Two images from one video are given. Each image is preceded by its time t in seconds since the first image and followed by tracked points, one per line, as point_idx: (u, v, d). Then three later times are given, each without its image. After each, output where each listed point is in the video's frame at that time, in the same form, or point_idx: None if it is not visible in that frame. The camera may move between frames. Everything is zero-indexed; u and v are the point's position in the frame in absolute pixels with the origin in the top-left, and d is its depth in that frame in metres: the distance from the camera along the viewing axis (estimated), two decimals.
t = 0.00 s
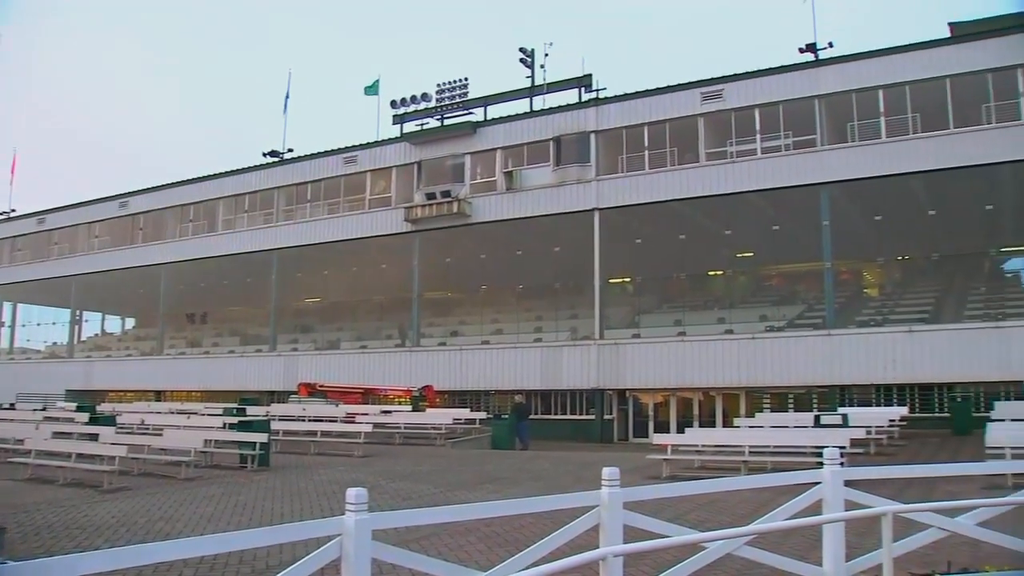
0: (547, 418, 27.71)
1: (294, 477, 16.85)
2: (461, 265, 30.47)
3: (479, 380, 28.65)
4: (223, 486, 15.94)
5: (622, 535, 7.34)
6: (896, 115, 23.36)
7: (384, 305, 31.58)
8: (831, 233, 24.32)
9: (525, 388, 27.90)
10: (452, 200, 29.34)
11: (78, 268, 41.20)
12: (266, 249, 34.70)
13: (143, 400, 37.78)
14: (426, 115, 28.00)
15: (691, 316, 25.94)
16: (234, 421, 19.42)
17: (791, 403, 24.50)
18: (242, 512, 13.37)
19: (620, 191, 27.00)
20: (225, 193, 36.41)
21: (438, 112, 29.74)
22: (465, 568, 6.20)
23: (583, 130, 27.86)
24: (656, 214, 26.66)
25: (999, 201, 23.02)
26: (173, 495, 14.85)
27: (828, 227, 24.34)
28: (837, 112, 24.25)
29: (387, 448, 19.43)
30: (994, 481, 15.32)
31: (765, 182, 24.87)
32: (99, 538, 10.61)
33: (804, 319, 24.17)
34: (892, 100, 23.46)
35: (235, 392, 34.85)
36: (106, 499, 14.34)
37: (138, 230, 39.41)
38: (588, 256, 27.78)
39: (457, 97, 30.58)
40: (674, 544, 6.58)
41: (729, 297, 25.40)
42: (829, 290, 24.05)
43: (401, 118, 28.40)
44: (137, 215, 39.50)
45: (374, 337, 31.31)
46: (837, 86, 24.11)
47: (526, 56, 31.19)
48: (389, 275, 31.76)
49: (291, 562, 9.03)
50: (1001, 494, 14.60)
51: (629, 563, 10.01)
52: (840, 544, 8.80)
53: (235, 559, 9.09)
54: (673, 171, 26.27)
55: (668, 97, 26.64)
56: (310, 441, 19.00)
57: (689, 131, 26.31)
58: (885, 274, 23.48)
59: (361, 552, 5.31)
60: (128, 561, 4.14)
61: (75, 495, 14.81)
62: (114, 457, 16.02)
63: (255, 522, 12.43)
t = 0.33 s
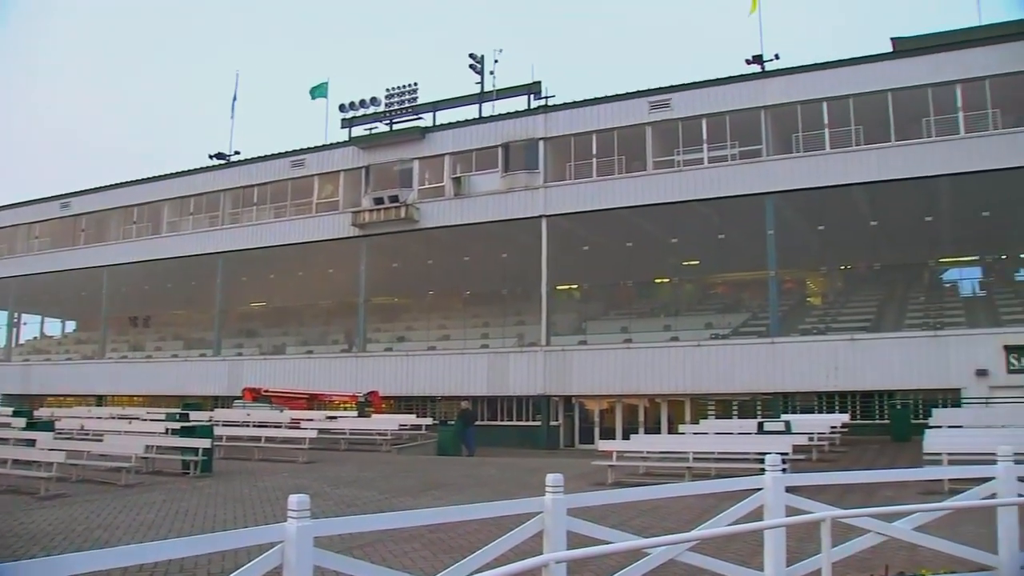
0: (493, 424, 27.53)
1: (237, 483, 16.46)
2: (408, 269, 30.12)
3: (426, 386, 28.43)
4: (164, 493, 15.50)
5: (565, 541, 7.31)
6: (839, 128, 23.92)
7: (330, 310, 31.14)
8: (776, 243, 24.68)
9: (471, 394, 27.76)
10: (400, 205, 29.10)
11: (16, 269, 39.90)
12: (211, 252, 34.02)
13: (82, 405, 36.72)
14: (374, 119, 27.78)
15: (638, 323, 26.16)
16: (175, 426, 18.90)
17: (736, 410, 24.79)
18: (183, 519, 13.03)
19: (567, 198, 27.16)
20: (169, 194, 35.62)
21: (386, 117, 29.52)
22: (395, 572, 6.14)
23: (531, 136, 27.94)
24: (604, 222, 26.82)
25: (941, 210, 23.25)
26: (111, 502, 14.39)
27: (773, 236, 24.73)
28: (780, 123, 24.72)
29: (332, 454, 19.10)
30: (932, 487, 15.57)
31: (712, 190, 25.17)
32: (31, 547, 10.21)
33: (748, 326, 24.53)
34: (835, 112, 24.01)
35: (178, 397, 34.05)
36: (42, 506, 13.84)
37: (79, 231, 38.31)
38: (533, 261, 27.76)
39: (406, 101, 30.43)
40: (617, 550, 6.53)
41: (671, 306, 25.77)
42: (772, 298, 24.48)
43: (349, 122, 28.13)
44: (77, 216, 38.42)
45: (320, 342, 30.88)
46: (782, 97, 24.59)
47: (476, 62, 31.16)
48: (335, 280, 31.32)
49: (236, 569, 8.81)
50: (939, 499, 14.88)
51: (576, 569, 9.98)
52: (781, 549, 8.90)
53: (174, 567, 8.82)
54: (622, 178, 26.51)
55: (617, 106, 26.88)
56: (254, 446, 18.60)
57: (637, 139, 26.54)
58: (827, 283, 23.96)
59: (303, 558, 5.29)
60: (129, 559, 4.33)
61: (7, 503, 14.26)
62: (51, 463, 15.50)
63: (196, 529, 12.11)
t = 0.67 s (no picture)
0: (441, 430, 27.54)
1: (179, 488, 16.21)
2: (356, 273, 29.51)
3: (371, 391, 28.29)
4: (104, 498, 15.20)
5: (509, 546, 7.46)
6: (785, 137, 24.20)
7: (275, 314, 30.75)
8: (722, 250, 24.68)
9: (416, 399, 27.64)
10: (347, 208, 28.99)
11: None
12: (156, 253, 33.52)
13: (21, 409, 35.97)
14: (323, 122, 27.55)
15: (584, 328, 26.17)
16: (115, 430, 18.55)
17: (681, 416, 24.97)
18: (125, 525, 12.79)
19: (514, 205, 27.10)
20: (114, 194, 35.02)
21: (336, 120, 29.29)
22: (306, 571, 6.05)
23: (480, 141, 27.85)
24: (551, 228, 26.73)
25: (881, 220, 23.28)
26: (48, 508, 14.06)
27: (718, 243, 24.70)
28: (724, 132, 24.91)
29: (276, 459, 18.90)
30: (871, 492, 15.83)
31: (661, 198, 25.34)
32: None
33: (694, 333, 24.60)
34: (780, 122, 24.33)
35: (119, 401, 33.45)
36: None
37: (21, 231, 37.51)
38: (481, 267, 27.45)
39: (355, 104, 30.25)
40: (569, 553, 6.64)
41: (616, 311, 25.71)
42: (718, 306, 24.51)
43: (295, 125, 27.80)
44: (18, 215, 37.60)
45: (265, 345, 30.58)
46: (728, 107, 24.86)
47: (426, 66, 31.07)
48: (280, 284, 30.77)
49: None
50: (877, 503, 15.13)
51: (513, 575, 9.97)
52: (724, 555, 8.95)
53: None
54: (569, 185, 26.52)
55: (565, 113, 26.93)
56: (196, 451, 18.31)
57: (585, 145, 26.58)
58: (772, 290, 24.04)
59: (242, 567, 5.26)
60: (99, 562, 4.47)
61: None
62: None
63: (134, 535, 11.91)
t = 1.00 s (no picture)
0: (383, 435, 27.17)
1: (117, 494, 15.89)
2: (300, 276, 29.07)
3: (313, 395, 27.86)
4: (39, 504, 14.84)
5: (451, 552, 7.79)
6: (730, 146, 24.42)
7: (218, 317, 30.15)
8: (666, 256, 24.84)
9: (360, 404, 27.27)
10: (293, 211, 28.61)
11: None
12: (97, 253, 32.72)
13: None
14: (270, 124, 27.17)
15: (529, 335, 26.03)
16: (52, 435, 18.11)
17: (624, 422, 24.89)
18: (64, 531, 12.54)
19: (461, 210, 26.88)
20: (55, 193, 34.15)
21: (282, 122, 28.91)
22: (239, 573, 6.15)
23: (427, 145, 27.58)
24: (497, 233, 26.57)
25: (823, 228, 23.58)
26: None
27: (663, 251, 24.89)
28: (671, 140, 25.10)
29: (217, 464, 18.60)
30: (811, 496, 16.05)
31: (608, 205, 25.41)
32: None
33: (638, 339, 24.71)
34: (725, 132, 24.55)
35: (57, 405, 32.54)
36: None
37: None
38: (426, 271, 27.18)
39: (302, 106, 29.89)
40: (518, 558, 6.73)
41: (562, 317, 25.72)
42: (663, 312, 24.65)
43: (241, 125, 27.29)
44: None
45: (208, 349, 29.92)
46: (674, 116, 25.01)
47: (374, 69, 30.84)
48: (224, 286, 30.21)
49: None
50: (817, 508, 15.35)
51: None
52: (665, 563, 9.08)
53: None
54: (516, 191, 26.35)
55: (512, 118, 26.76)
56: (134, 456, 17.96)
57: (532, 151, 26.45)
58: (715, 298, 24.25)
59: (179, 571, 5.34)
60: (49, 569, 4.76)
61: None
62: None
63: (69, 542, 11.65)
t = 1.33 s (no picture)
0: (331, 440, 26.86)
1: (56, 500, 15.54)
2: (249, 279, 28.58)
3: (261, 400, 27.32)
4: None
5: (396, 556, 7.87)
6: (681, 154, 24.58)
7: (165, 320, 29.46)
8: (615, 264, 24.86)
9: (309, 409, 26.84)
10: (242, 213, 28.00)
11: None
12: (41, 254, 31.74)
13: None
14: (220, 125, 26.77)
15: (478, 340, 25.76)
16: None
17: (573, 428, 24.82)
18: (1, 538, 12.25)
19: (413, 214, 26.68)
20: None
21: (232, 123, 28.48)
22: None
23: (378, 150, 27.40)
24: (448, 237, 26.41)
25: (771, 237, 23.80)
26: None
27: (614, 257, 24.90)
28: (621, 147, 25.17)
29: (162, 469, 18.28)
30: (758, 501, 16.21)
31: (560, 211, 25.32)
32: None
33: (588, 345, 24.70)
34: (676, 140, 24.71)
35: None
36: None
37: None
38: (377, 276, 26.91)
39: (252, 108, 29.51)
40: (467, 562, 6.71)
41: (514, 322, 25.58)
42: (614, 319, 24.66)
43: (191, 125, 26.89)
44: None
45: (154, 352, 29.15)
46: (626, 124, 25.14)
47: (327, 72, 30.59)
48: (171, 288, 29.55)
49: None
50: (763, 513, 15.50)
51: None
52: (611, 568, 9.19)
53: None
54: (466, 197, 26.19)
55: (464, 123, 26.63)
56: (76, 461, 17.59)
57: (484, 156, 26.36)
58: (665, 304, 24.34)
59: None
60: None
61: None
62: None
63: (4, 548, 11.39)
